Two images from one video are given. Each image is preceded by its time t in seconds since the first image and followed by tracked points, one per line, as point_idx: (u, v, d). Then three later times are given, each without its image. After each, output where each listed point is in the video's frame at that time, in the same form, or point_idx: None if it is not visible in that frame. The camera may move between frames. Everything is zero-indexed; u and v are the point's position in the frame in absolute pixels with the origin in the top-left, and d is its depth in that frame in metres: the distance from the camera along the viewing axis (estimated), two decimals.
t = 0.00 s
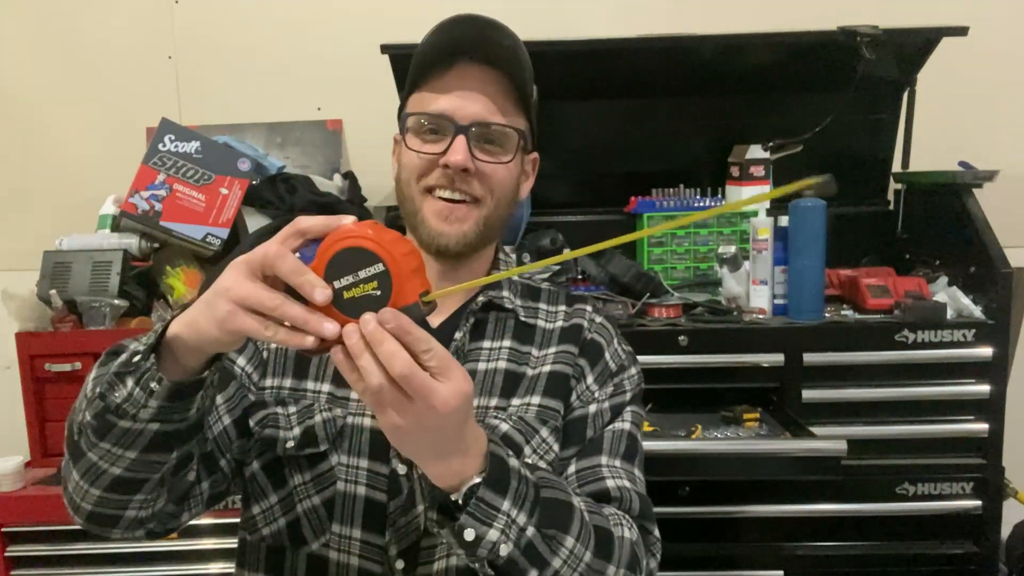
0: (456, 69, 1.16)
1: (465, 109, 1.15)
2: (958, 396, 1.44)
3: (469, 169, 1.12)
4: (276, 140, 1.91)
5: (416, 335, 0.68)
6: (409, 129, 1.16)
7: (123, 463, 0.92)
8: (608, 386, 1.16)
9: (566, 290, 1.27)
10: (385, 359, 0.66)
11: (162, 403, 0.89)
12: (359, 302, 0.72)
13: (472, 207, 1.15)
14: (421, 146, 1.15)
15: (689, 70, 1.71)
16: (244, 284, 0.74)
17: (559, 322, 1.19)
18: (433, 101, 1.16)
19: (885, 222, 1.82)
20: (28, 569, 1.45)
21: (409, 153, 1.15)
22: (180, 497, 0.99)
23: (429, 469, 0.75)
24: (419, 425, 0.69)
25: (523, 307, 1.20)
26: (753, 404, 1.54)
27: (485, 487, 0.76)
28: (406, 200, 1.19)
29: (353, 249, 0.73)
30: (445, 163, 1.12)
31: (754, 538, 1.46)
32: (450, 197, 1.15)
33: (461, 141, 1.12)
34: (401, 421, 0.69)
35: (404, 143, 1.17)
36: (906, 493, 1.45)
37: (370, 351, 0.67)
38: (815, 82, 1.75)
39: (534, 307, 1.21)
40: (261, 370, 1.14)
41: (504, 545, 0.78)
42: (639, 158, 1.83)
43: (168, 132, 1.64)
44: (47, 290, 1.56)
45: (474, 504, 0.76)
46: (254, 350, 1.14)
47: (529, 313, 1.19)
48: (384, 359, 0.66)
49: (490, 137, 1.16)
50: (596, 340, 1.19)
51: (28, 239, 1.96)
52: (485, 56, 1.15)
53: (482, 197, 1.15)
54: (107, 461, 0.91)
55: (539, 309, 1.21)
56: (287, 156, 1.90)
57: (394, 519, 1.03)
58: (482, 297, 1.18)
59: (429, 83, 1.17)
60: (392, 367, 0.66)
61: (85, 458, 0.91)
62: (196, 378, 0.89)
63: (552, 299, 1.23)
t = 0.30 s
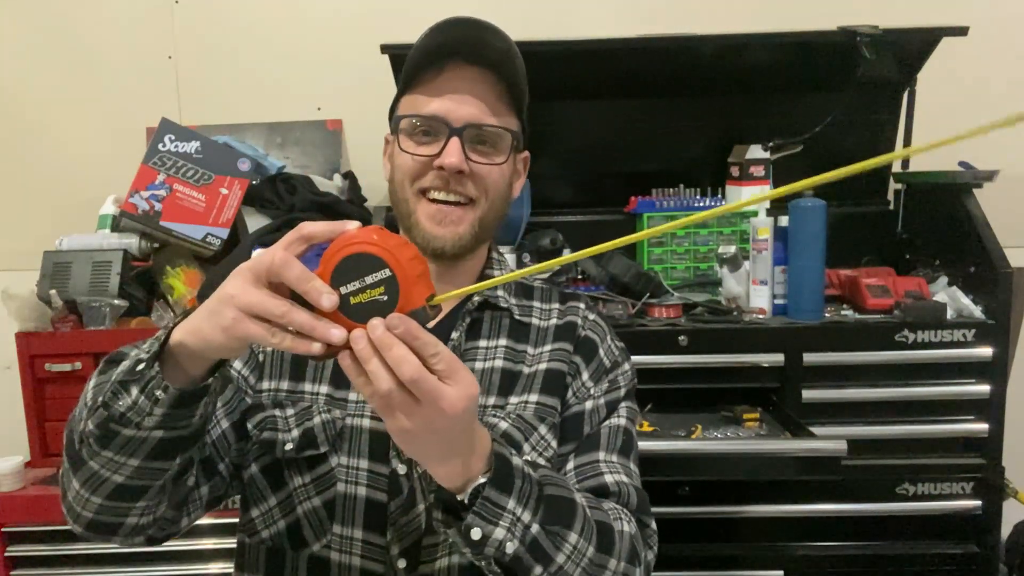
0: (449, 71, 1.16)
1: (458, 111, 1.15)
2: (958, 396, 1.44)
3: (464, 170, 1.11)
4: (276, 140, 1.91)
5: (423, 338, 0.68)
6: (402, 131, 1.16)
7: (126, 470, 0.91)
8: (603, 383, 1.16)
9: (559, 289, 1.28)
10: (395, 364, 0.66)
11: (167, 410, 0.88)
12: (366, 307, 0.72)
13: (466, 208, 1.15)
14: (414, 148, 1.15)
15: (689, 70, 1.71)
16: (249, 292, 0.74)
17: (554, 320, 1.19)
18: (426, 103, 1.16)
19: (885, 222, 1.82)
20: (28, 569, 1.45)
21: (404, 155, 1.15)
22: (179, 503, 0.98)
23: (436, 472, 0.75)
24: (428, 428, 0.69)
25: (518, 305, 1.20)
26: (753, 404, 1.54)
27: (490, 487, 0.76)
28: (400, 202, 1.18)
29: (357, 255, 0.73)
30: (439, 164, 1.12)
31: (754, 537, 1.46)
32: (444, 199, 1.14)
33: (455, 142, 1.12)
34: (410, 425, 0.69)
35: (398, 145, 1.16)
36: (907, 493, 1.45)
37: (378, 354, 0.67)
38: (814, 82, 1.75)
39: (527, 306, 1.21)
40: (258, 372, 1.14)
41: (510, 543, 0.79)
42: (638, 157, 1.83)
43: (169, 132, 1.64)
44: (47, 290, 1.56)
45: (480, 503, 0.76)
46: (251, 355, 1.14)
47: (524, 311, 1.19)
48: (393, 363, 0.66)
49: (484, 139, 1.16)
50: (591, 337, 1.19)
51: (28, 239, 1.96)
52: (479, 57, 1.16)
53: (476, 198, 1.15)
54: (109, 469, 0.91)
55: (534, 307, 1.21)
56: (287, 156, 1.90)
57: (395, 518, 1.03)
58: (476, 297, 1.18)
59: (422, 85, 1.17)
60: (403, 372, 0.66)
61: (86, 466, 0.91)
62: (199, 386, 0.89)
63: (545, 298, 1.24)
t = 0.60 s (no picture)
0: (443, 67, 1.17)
1: (453, 106, 1.15)
2: (958, 396, 1.44)
3: (462, 164, 1.12)
4: (276, 140, 1.91)
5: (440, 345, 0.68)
6: (401, 127, 1.16)
7: (134, 484, 0.89)
8: (604, 379, 1.16)
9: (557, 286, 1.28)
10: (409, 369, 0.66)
11: (178, 422, 0.86)
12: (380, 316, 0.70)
13: (464, 204, 1.15)
14: (410, 145, 1.15)
15: (689, 71, 1.71)
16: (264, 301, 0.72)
17: (553, 317, 1.19)
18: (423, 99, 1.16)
19: (885, 222, 1.82)
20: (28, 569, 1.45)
21: (403, 151, 1.15)
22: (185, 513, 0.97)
23: (448, 476, 0.75)
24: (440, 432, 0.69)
25: (517, 304, 1.20)
26: (753, 404, 1.54)
27: (503, 488, 0.77)
28: (400, 199, 1.18)
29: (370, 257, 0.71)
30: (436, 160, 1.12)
31: (754, 537, 1.46)
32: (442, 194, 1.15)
33: (453, 136, 1.12)
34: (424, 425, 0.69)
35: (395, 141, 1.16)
36: (907, 493, 1.45)
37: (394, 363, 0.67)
38: (814, 82, 1.75)
39: (527, 304, 1.21)
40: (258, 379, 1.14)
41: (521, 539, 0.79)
42: (638, 157, 1.83)
43: (169, 132, 1.64)
44: (47, 290, 1.56)
45: (494, 505, 0.77)
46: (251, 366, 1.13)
47: (524, 310, 1.19)
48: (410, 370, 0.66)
49: (480, 133, 1.16)
50: (590, 334, 1.19)
51: (28, 239, 1.96)
52: (473, 53, 1.16)
53: (474, 194, 1.15)
54: (116, 483, 0.89)
55: (532, 305, 1.21)
56: (287, 157, 1.90)
57: (403, 521, 1.03)
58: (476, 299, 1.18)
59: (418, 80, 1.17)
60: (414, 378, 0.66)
61: (94, 481, 0.89)
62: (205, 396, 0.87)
63: (543, 295, 1.23)
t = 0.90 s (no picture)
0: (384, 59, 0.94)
1: (403, 98, 0.93)
2: (958, 396, 1.44)
3: (422, 154, 0.90)
4: (276, 140, 1.92)
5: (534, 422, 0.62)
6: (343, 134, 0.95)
7: None
8: (593, 374, 1.08)
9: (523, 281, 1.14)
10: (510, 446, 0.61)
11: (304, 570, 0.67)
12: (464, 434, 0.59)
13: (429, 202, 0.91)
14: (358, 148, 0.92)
15: (689, 70, 1.71)
16: (362, 472, 0.56)
17: (532, 316, 1.06)
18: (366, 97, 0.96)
19: (886, 222, 1.82)
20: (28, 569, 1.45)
21: (348, 152, 0.93)
22: None
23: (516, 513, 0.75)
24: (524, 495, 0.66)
25: (496, 306, 1.04)
26: (752, 404, 1.54)
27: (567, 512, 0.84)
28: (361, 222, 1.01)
29: (480, 395, 0.58)
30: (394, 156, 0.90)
31: (754, 537, 1.46)
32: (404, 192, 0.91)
33: (410, 126, 0.91)
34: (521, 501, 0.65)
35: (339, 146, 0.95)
36: (907, 493, 1.45)
37: (502, 458, 0.61)
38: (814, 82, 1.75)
39: (505, 305, 1.05)
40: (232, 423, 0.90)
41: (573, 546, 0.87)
42: (638, 157, 1.83)
43: (169, 132, 1.64)
44: (47, 290, 1.56)
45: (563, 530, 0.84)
46: (241, 405, 0.92)
47: (503, 312, 1.04)
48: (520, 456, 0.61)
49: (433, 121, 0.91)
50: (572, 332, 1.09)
51: (28, 239, 1.96)
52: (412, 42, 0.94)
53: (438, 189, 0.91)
54: None
55: (509, 306, 1.06)
56: (287, 157, 1.90)
57: (427, 542, 0.91)
58: (467, 311, 0.99)
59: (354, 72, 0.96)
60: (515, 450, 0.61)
61: None
62: (313, 564, 0.67)
63: (515, 293, 1.08)
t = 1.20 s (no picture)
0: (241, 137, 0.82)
1: (266, 174, 0.82)
2: (958, 395, 1.45)
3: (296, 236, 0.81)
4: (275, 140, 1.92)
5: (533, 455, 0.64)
6: (202, 213, 0.81)
7: None
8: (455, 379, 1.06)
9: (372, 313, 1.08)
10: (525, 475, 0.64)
11: None
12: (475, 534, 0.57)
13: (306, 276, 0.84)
14: (223, 227, 0.80)
15: (689, 70, 1.71)
16: None
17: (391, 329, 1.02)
18: (219, 169, 0.81)
19: (886, 222, 1.82)
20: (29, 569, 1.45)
21: (214, 234, 0.81)
22: None
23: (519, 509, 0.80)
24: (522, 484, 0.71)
25: (354, 331, 0.98)
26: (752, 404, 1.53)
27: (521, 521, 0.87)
28: (216, 288, 0.88)
29: (490, 495, 0.54)
30: (267, 239, 0.80)
31: (755, 537, 1.46)
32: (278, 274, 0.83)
33: (280, 206, 0.80)
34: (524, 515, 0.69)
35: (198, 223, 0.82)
36: (907, 493, 1.45)
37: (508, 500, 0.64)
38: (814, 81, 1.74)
39: (362, 334, 0.98)
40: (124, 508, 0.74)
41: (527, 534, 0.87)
42: (638, 158, 1.83)
43: (169, 134, 1.69)
44: (47, 290, 1.56)
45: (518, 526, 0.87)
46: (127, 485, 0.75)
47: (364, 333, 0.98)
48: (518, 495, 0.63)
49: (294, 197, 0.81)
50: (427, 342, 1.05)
51: (28, 239, 1.96)
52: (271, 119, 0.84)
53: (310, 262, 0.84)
54: None
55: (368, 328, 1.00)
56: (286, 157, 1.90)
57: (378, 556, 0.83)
58: (342, 340, 0.94)
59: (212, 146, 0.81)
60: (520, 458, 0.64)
61: None
62: None
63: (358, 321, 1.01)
